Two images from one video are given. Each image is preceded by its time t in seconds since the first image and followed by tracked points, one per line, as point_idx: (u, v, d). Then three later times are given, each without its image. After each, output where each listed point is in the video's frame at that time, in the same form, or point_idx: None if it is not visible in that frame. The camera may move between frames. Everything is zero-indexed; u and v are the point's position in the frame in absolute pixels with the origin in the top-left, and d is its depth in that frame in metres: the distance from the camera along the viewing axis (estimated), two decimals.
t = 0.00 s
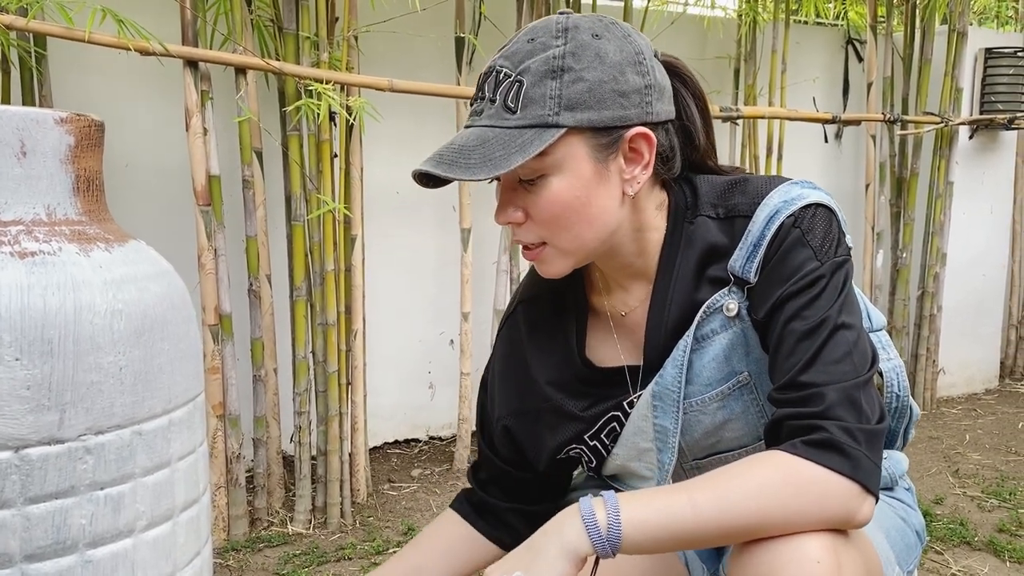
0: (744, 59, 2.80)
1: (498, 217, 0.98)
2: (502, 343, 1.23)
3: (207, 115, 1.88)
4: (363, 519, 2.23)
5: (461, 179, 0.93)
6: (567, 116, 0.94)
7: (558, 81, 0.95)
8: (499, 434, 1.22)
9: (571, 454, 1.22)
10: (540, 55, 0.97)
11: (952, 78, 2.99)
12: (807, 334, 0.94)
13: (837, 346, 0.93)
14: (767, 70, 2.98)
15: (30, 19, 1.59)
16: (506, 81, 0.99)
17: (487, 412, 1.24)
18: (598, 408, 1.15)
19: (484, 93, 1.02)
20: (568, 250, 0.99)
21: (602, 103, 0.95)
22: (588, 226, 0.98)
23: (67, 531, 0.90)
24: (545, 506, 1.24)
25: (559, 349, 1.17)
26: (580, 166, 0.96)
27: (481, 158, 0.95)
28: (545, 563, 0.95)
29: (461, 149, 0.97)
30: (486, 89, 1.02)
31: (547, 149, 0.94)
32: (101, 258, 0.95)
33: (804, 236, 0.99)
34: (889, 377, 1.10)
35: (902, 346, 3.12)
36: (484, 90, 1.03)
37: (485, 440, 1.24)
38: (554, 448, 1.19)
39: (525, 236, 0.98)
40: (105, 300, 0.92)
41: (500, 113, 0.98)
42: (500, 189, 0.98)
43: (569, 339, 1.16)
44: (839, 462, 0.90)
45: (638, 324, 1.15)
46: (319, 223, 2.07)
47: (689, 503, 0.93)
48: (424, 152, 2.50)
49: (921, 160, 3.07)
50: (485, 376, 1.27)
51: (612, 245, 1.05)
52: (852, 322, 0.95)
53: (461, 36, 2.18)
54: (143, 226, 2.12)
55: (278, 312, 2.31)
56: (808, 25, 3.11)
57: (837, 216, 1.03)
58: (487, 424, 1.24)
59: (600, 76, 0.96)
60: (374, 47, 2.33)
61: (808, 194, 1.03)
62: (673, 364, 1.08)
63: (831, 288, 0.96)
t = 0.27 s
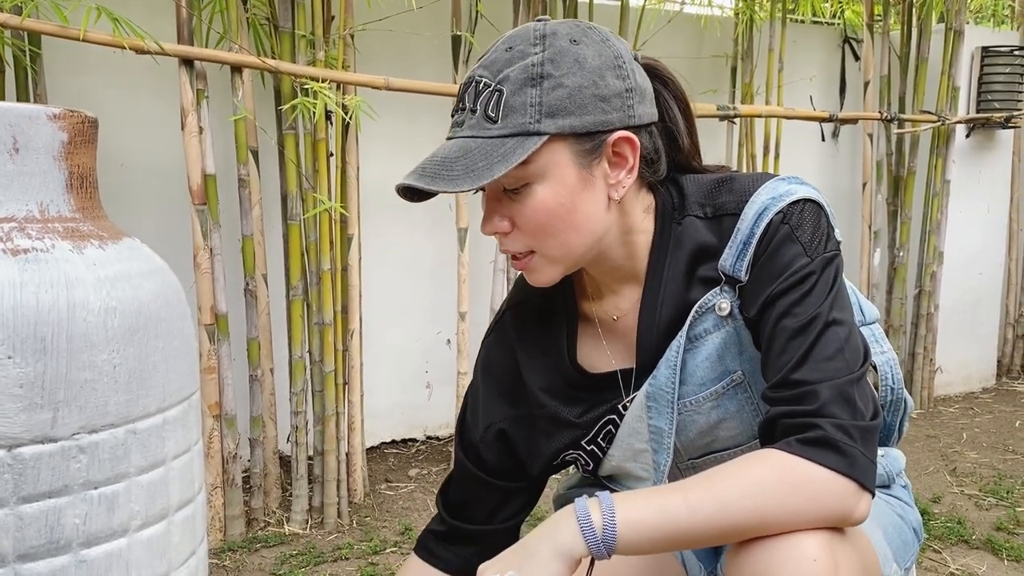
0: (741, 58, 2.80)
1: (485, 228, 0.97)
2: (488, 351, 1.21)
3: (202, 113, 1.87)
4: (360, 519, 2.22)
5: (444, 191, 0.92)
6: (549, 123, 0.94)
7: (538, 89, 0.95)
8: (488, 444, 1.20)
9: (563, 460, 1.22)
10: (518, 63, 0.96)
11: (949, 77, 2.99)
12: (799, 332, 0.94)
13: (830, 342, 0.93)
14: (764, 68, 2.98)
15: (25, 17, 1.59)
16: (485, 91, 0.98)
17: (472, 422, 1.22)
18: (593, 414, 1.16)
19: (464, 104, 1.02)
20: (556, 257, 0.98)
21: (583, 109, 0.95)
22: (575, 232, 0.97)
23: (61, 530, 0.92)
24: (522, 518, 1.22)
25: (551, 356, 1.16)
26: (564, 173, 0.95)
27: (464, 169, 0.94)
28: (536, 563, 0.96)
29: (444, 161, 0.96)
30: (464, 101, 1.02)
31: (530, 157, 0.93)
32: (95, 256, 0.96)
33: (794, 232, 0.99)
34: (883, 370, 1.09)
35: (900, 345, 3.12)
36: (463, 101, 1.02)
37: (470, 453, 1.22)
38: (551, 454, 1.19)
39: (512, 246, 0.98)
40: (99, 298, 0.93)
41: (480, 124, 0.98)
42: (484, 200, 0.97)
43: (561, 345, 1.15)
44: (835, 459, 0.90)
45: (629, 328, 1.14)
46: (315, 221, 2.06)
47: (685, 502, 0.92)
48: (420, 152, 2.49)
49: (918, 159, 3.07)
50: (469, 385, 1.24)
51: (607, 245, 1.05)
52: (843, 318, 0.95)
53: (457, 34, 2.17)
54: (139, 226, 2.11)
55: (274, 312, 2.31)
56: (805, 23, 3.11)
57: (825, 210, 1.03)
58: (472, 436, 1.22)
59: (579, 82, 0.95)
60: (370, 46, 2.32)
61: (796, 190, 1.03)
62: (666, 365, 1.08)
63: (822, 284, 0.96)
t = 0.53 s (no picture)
0: (737, 57, 2.80)
1: (480, 230, 0.97)
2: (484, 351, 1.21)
3: (198, 113, 1.87)
4: (356, 520, 2.22)
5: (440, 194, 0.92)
6: (543, 125, 0.94)
7: (532, 91, 0.95)
8: (484, 444, 1.19)
9: (559, 460, 1.22)
10: (512, 66, 0.96)
11: (944, 76, 3.00)
12: (796, 331, 0.94)
13: (826, 341, 0.93)
14: (760, 68, 2.98)
15: (20, 17, 1.58)
16: (479, 94, 0.98)
17: (467, 423, 1.22)
18: (589, 413, 1.16)
19: (458, 106, 1.02)
20: (553, 259, 0.98)
21: (577, 111, 0.95)
22: (571, 234, 0.97)
23: (55, 531, 0.91)
24: (524, 517, 1.23)
25: (547, 355, 1.15)
26: (559, 175, 0.95)
27: (459, 173, 0.94)
28: (533, 558, 0.96)
29: (438, 165, 0.96)
30: (458, 104, 1.02)
31: (524, 160, 0.93)
32: (89, 255, 0.96)
33: (790, 231, 0.99)
34: (879, 369, 1.10)
35: (896, 344, 3.12)
36: (457, 103, 1.02)
37: (466, 453, 1.21)
38: (547, 455, 1.18)
39: (508, 248, 0.98)
40: (92, 297, 0.93)
41: (474, 126, 0.98)
42: (479, 202, 0.97)
43: (557, 345, 1.15)
44: (832, 458, 0.90)
45: (624, 328, 1.15)
46: (311, 221, 2.06)
47: (682, 501, 0.92)
48: (416, 152, 2.49)
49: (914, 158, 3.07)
50: (464, 386, 1.24)
51: (603, 243, 1.05)
52: (840, 317, 0.95)
53: (453, 34, 2.17)
54: (134, 226, 2.11)
55: (270, 312, 2.30)
56: (800, 23, 3.11)
57: (821, 209, 1.03)
58: (468, 436, 1.22)
59: (573, 84, 0.95)
60: (365, 46, 2.32)
61: (792, 188, 1.03)
62: (663, 364, 1.08)
63: (818, 283, 0.96)
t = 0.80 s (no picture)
0: (731, 59, 2.80)
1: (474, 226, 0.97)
2: (480, 346, 1.22)
3: (191, 116, 1.87)
4: (351, 522, 2.21)
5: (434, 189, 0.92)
6: (537, 121, 0.94)
7: (526, 87, 0.95)
8: (478, 438, 1.20)
9: (552, 457, 1.22)
10: (506, 62, 0.96)
11: (938, 77, 3.00)
12: (785, 332, 0.94)
13: (816, 343, 0.93)
14: (754, 69, 2.99)
15: (11, 20, 1.58)
16: (474, 90, 0.98)
17: (464, 416, 1.23)
18: (580, 411, 1.15)
19: (453, 103, 1.02)
20: (547, 254, 0.98)
21: (571, 107, 0.95)
22: (565, 229, 0.97)
23: (39, 538, 0.91)
24: (517, 513, 1.24)
25: (540, 351, 1.16)
26: (552, 171, 0.95)
27: (452, 167, 0.94)
28: (519, 556, 0.95)
29: (432, 159, 0.96)
30: (454, 99, 1.01)
31: (518, 155, 0.93)
32: (73, 260, 0.97)
33: (782, 233, 0.99)
34: (872, 372, 1.10)
35: (890, 345, 3.12)
36: (452, 99, 1.02)
37: (462, 446, 1.23)
38: (538, 451, 1.19)
39: (502, 244, 0.98)
40: (77, 303, 0.94)
41: (469, 122, 0.98)
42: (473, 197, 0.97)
43: (550, 342, 1.15)
44: (819, 459, 0.90)
45: (617, 326, 1.15)
46: (305, 223, 2.06)
47: (669, 501, 0.93)
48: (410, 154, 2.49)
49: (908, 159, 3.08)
50: (462, 379, 1.25)
51: (593, 243, 1.05)
52: (830, 319, 0.95)
53: (447, 36, 2.17)
54: (127, 228, 2.10)
55: (264, 314, 2.30)
56: (794, 24, 3.11)
57: (815, 212, 1.03)
58: (464, 429, 1.23)
59: (567, 80, 0.95)
60: (359, 48, 2.32)
61: (785, 190, 1.02)
62: (654, 364, 1.08)
63: (809, 285, 0.96)
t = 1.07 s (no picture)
0: (726, 58, 2.80)
1: (472, 220, 0.97)
2: (480, 345, 1.22)
3: (184, 116, 1.86)
4: (346, 524, 2.20)
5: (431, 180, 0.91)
6: (535, 114, 0.93)
7: (525, 80, 0.94)
8: (478, 437, 1.20)
9: (551, 457, 1.21)
10: (506, 55, 0.96)
11: (933, 77, 3.00)
12: (783, 331, 0.93)
13: (814, 343, 0.92)
14: (749, 69, 2.99)
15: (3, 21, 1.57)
16: (473, 83, 0.98)
17: (466, 416, 1.23)
18: (577, 410, 1.15)
19: (452, 96, 1.01)
20: (546, 249, 0.98)
21: (570, 101, 0.94)
22: (563, 223, 0.97)
23: (27, 542, 0.91)
24: (520, 513, 1.23)
25: (537, 350, 1.16)
26: (550, 165, 0.94)
27: (450, 159, 0.93)
28: (516, 561, 0.95)
29: (431, 150, 0.95)
30: (453, 92, 1.01)
31: (517, 147, 0.93)
32: (62, 261, 0.97)
33: (780, 232, 0.98)
34: (870, 373, 1.09)
35: (886, 344, 3.12)
36: (451, 92, 1.01)
37: (464, 446, 1.23)
38: (534, 451, 1.18)
39: (500, 238, 0.97)
40: (66, 304, 0.94)
41: (467, 114, 0.97)
42: (472, 191, 0.97)
43: (548, 340, 1.15)
44: (816, 459, 0.90)
45: (614, 325, 1.15)
46: (299, 224, 2.05)
47: (664, 502, 0.92)
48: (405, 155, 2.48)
49: (903, 159, 3.08)
50: (464, 379, 1.26)
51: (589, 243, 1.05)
52: (828, 318, 0.94)
53: (441, 36, 2.16)
54: (121, 230, 2.09)
55: (259, 316, 2.29)
56: (789, 24, 3.11)
57: (813, 211, 1.02)
58: (466, 429, 1.23)
59: (567, 74, 0.95)
60: (353, 48, 2.31)
61: (783, 190, 1.02)
62: (651, 363, 1.08)
63: (807, 284, 0.96)
